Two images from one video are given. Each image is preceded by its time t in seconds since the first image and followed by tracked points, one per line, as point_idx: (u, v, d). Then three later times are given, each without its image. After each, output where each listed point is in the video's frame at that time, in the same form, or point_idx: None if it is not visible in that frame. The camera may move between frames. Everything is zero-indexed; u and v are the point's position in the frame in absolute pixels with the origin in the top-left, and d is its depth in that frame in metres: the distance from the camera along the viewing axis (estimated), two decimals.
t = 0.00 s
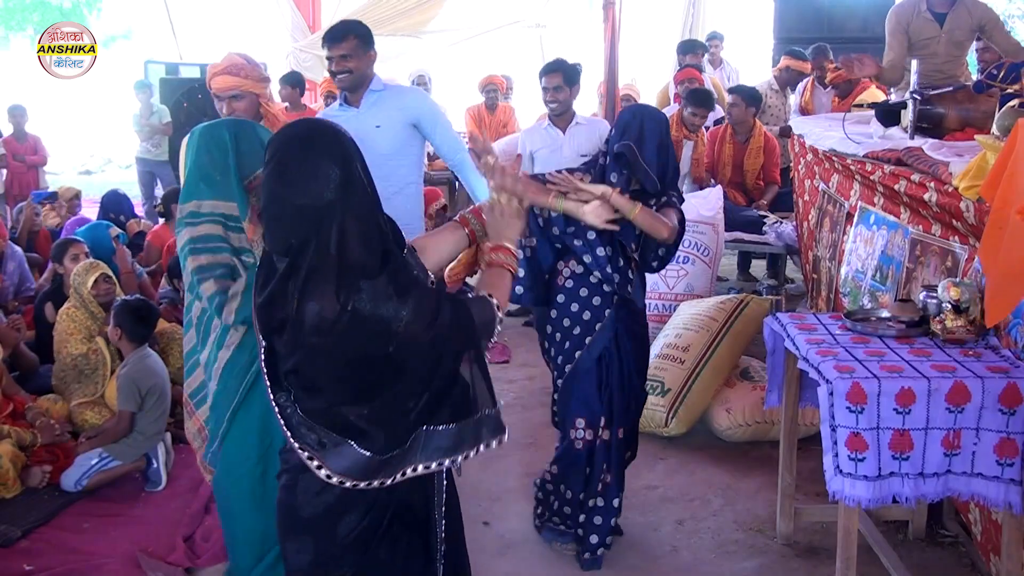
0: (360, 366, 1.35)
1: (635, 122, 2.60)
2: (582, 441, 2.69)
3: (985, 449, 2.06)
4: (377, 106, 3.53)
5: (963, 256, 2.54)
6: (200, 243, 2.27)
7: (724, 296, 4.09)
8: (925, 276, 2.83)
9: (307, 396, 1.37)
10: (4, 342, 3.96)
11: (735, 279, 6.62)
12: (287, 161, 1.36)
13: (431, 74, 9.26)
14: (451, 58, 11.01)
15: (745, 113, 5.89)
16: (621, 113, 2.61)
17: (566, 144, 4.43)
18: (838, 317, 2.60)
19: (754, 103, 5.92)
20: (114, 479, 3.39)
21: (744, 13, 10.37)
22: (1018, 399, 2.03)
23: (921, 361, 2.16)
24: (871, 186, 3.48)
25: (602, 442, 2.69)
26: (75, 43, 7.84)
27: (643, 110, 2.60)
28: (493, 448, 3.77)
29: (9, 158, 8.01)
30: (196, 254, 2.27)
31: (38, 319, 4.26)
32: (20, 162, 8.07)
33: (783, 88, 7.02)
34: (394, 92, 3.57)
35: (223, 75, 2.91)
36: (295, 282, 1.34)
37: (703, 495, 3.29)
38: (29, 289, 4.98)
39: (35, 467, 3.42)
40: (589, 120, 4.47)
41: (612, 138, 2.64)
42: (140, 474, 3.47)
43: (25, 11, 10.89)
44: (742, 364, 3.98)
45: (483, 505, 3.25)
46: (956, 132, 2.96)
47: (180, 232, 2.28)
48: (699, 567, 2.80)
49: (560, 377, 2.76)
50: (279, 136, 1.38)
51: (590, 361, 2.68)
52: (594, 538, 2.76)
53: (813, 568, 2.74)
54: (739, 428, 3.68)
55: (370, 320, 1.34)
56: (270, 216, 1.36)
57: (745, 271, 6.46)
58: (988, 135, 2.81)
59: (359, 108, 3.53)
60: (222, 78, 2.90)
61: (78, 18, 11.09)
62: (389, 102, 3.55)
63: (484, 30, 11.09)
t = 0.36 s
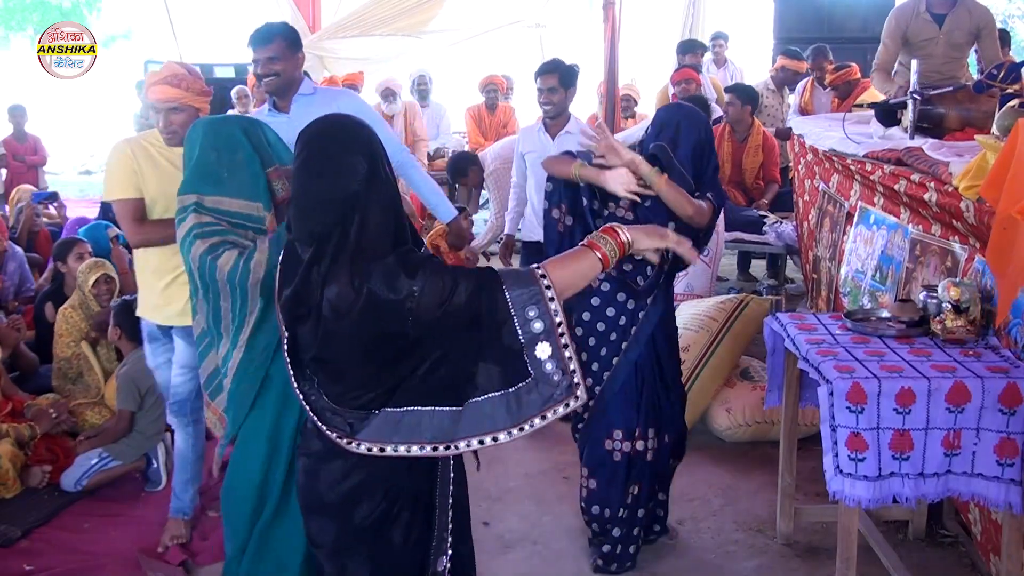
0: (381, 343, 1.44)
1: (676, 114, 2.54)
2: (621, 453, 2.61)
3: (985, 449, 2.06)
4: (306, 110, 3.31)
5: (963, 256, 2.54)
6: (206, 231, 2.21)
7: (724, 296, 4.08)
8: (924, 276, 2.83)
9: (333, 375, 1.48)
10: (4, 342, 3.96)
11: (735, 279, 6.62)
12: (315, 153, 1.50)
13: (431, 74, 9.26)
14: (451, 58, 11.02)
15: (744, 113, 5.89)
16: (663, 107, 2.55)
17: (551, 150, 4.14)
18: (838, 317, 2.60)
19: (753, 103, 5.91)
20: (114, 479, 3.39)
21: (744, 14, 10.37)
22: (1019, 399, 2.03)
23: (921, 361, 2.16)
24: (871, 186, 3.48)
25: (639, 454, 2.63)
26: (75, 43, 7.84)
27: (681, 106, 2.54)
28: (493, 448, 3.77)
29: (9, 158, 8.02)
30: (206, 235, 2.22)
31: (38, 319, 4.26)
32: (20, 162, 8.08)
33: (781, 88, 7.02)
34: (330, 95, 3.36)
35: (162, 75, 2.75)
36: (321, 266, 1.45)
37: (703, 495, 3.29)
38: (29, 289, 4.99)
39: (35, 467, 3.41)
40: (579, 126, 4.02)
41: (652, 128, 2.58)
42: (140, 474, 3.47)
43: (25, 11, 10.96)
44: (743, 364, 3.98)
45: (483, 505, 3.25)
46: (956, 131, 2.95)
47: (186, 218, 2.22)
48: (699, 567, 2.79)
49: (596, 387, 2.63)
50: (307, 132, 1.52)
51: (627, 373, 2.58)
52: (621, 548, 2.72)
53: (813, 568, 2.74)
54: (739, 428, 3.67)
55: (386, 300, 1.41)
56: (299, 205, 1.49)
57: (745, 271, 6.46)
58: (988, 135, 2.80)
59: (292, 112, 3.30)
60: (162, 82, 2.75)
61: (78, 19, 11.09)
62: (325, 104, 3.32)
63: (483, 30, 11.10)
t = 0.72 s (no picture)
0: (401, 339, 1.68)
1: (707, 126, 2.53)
2: (628, 456, 2.58)
3: (985, 449, 2.06)
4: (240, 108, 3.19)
5: (963, 256, 2.54)
6: (203, 261, 2.20)
7: (724, 296, 4.08)
8: (925, 276, 2.83)
9: (350, 355, 1.70)
10: (4, 342, 3.96)
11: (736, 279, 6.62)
12: (350, 141, 1.70)
13: (431, 74, 9.25)
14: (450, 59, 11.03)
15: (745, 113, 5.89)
16: (693, 118, 2.54)
17: (524, 159, 3.79)
18: (838, 317, 2.60)
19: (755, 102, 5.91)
20: (112, 479, 3.39)
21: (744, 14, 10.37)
22: (1019, 399, 2.03)
23: (921, 361, 2.16)
24: (871, 186, 3.48)
25: (650, 459, 2.58)
26: (75, 43, 7.84)
27: (715, 111, 2.52)
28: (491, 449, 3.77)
29: (9, 158, 8.02)
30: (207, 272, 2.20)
31: (38, 320, 4.26)
32: (20, 162, 8.07)
33: (780, 88, 7.01)
34: (257, 97, 3.21)
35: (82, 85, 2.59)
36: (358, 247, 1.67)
37: (703, 495, 3.29)
38: (29, 289, 4.99)
39: (35, 468, 3.42)
40: (554, 134, 3.78)
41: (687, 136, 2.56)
42: (139, 474, 3.47)
43: (25, 10, 10.93)
44: (742, 364, 3.98)
45: (483, 505, 3.25)
46: (956, 131, 2.95)
47: (186, 245, 2.22)
48: (699, 567, 2.80)
49: (607, 390, 2.63)
50: (339, 121, 1.73)
51: (639, 377, 2.55)
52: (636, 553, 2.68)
53: (813, 568, 2.74)
54: (739, 428, 3.67)
55: (417, 290, 1.67)
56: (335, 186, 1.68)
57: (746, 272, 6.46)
58: (988, 135, 2.80)
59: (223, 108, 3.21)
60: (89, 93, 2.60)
61: (78, 19, 11.08)
62: (257, 102, 3.20)
63: (483, 30, 11.11)
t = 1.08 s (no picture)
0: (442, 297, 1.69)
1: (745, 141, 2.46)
2: (652, 474, 2.54)
3: (985, 450, 2.06)
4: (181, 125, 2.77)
5: (963, 256, 2.54)
6: (199, 252, 2.26)
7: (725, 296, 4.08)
8: (925, 276, 2.83)
9: (389, 328, 1.66)
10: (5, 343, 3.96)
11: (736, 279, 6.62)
12: (344, 122, 1.69)
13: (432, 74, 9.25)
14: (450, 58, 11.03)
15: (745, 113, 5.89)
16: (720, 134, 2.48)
17: (483, 164, 3.75)
18: (838, 317, 2.60)
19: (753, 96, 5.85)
20: (112, 478, 3.39)
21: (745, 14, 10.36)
22: (1019, 399, 2.02)
23: (921, 361, 2.16)
24: (871, 186, 3.49)
25: (674, 475, 2.54)
26: (75, 43, 7.83)
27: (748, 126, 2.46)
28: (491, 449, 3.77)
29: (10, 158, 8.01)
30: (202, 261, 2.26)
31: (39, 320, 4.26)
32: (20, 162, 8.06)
33: (780, 87, 7.00)
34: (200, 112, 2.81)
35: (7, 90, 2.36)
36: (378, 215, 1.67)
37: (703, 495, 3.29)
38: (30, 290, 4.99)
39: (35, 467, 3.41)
40: (515, 136, 3.72)
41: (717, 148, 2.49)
42: (139, 474, 3.46)
43: (24, 10, 10.73)
44: (743, 364, 3.98)
45: (483, 505, 3.25)
46: (956, 132, 2.95)
47: (185, 235, 2.26)
48: (699, 566, 2.80)
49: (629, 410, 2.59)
50: (323, 107, 1.70)
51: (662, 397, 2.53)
52: (679, 559, 2.63)
53: (812, 568, 2.74)
54: (739, 428, 3.67)
55: (447, 248, 1.71)
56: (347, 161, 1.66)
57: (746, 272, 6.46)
58: (988, 135, 2.80)
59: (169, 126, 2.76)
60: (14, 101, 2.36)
61: (78, 19, 11.06)
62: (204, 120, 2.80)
63: (483, 30, 11.11)
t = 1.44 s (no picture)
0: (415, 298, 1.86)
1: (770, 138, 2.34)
2: (665, 484, 2.51)
3: (985, 449, 2.06)
4: (139, 130, 2.61)
5: (964, 256, 2.54)
6: (204, 241, 2.19)
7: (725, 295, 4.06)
8: (925, 276, 2.83)
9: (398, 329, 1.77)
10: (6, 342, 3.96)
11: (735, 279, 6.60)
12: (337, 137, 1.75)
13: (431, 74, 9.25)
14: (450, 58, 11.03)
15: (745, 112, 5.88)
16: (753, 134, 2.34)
17: (434, 170, 3.32)
18: (838, 317, 2.60)
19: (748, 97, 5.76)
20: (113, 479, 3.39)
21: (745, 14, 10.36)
22: (1018, 399, 2.03)
23: (921, 361, 2.16)
24: (871, 186, 3.49)
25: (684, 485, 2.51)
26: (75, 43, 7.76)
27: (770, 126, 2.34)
28: (491, 448, 3.77)
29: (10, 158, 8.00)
30: (205, 253, 2.20)
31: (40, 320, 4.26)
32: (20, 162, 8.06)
33: (778, 87, 6.99)
34: (156, 116, 2.65)
35: None
36: (379, 221, 1.77)
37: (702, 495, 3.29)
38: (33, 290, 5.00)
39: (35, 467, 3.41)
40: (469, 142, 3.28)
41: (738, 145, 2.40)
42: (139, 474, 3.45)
43: (25, 11, 10.78)
44: (743, 364, 3.98)
45: (483, 505, 3.25)
46: (956, 132, 2.95)
47: (186, 226, 2.21)
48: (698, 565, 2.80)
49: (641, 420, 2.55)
50: (315, 123, 1.74)
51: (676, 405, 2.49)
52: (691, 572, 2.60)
53: (812, 568, 2.74)
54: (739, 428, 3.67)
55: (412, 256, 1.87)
56: (354, 173, 1.73)
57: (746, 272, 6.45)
58: (988, 135, 2.80)
59: (129, 133, 2.60)
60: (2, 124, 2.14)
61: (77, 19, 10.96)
62: (161, 123, 2.65)
63: (483, 30, 11.10)
